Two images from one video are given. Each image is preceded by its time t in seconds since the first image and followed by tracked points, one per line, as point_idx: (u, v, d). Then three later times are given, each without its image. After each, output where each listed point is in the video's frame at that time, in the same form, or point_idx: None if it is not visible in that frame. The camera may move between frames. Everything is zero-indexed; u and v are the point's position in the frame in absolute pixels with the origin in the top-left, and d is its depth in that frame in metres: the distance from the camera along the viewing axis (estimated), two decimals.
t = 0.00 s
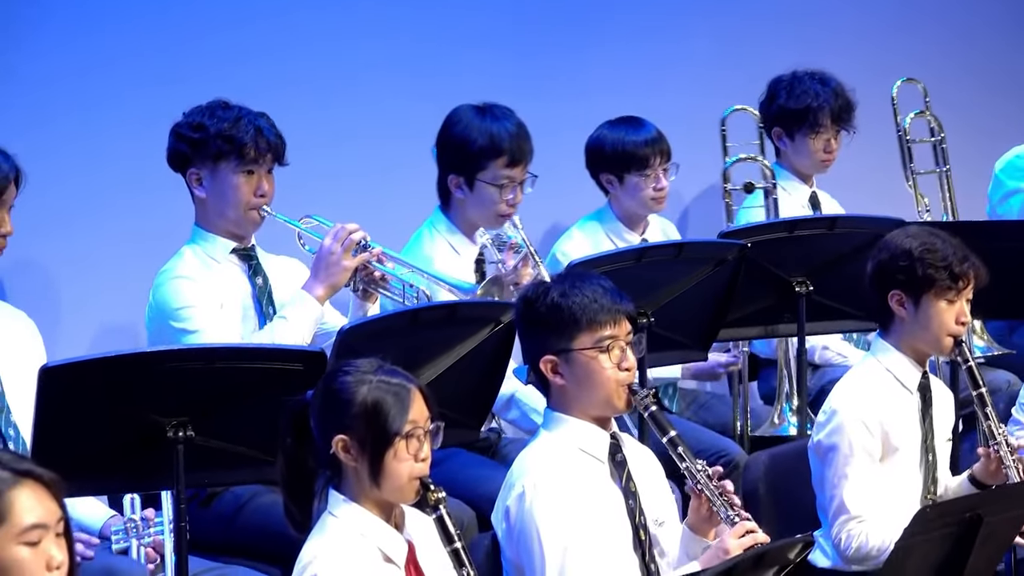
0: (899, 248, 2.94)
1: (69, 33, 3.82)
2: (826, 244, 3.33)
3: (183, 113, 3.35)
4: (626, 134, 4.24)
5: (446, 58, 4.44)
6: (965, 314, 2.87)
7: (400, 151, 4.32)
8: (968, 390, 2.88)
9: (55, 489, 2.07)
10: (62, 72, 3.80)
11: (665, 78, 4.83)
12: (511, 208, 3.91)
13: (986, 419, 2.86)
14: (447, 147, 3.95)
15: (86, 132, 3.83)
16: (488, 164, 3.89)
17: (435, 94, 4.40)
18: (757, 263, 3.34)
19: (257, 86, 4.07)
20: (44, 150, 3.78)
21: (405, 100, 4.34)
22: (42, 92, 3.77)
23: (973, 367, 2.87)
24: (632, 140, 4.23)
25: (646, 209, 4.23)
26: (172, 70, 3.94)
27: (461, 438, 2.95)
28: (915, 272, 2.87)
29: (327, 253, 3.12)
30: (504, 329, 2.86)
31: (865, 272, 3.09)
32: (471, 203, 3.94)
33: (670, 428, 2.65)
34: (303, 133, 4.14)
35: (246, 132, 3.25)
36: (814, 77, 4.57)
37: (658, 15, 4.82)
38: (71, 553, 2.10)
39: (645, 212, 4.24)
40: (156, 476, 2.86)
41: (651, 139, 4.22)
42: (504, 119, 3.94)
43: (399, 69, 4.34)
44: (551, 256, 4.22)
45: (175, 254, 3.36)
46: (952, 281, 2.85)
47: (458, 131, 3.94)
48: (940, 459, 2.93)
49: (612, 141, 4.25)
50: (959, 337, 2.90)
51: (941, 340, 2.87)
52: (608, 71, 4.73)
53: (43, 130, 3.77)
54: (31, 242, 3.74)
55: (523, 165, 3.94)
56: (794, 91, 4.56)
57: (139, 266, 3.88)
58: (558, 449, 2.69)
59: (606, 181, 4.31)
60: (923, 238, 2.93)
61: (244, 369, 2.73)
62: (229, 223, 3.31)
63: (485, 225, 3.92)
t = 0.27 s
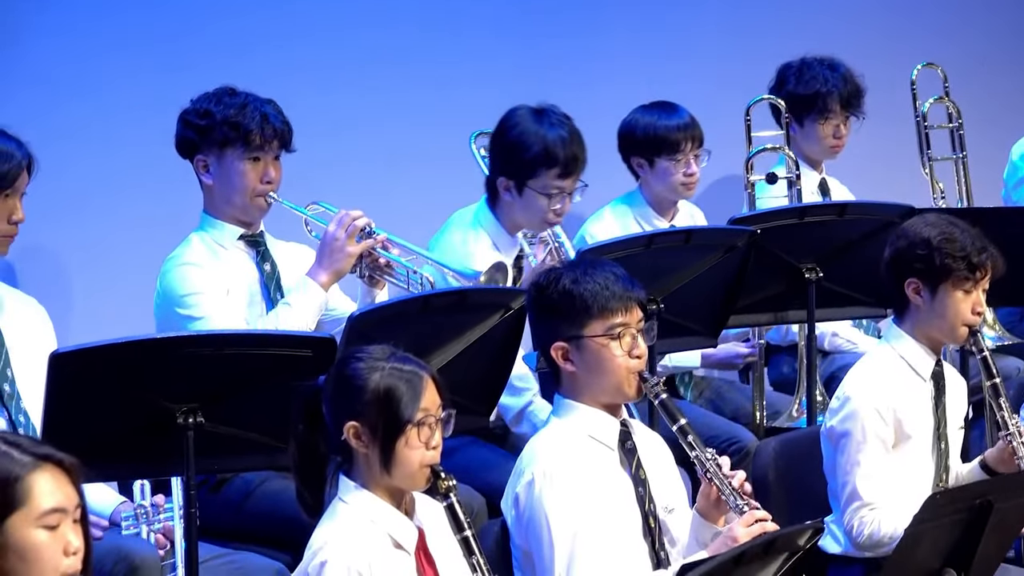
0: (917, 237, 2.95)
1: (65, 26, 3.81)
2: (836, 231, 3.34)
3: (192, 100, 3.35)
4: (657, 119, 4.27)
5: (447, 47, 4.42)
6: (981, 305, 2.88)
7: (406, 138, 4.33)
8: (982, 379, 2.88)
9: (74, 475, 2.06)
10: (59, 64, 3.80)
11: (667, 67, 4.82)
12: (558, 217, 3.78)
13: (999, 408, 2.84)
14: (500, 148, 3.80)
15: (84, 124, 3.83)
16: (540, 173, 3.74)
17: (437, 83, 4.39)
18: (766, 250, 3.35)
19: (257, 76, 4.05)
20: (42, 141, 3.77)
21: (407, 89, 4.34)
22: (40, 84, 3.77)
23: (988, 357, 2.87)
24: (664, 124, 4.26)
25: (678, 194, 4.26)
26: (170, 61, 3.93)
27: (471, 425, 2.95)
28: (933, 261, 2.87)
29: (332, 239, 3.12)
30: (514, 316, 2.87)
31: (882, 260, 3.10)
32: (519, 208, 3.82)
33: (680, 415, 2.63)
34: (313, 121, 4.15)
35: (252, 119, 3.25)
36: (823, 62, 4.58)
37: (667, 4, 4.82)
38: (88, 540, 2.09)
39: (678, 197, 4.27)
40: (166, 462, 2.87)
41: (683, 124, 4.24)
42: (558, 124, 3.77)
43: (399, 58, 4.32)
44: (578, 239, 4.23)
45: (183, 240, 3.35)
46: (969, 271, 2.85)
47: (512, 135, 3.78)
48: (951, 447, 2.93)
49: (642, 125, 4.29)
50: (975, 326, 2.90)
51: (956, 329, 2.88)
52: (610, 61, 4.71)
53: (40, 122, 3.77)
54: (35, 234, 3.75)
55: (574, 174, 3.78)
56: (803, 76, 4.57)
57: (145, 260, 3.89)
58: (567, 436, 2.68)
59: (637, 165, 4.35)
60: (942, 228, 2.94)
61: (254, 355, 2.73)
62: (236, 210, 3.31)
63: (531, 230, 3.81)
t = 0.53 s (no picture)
0: (923, 223, 2.95)
1: (63, 15, 3.78)
2: (846, 219, 3.34)
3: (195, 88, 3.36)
4: (675, 104, 4.28)
5: (450, 35, 4.40)
6: (989, 289, 2.89)
7: (413, 126, 4.31)
8: (992, 363, 2.86)
9: (82, 455, 2.07)
10: (59, 52, 3.77)
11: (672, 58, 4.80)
12: (577, 205, 3.79)
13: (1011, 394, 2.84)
14: (521, 136, 3.80)
15: (86, 113, 3.80)
16: (563, 163, 3.75)
17: (441, 71, 4.37)
18: (776, 238, 3.35)
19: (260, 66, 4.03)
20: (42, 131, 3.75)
21: (412, 76, 4.31)
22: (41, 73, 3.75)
23: (997, 340, 2.84)
24: (681, 111, 4.26)
25: (692, 178, 4.29)
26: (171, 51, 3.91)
27: (480, 412, 2.95)
28: (940, 247, 2.88)
29: (337, 222, 3.15)
30: (523, 304, 2.87)
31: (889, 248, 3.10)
32: (539, 194, 3.82)
33: (688, 401, 2.64)
34: (321, 110, 4.13)
35: (254, 106, 3.25)
36: (831, 50, 4.63)
37: None
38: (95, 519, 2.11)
39: (691, 181, 4.30)
40: (176, 450, 2.87)
41: (700, 111, 4.25)
42: (582, 113, 3.78)
43: (402, 45, 4.30)
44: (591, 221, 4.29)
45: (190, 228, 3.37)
46: (977, 255, 2.86)
47: (533, 125, 3.79)
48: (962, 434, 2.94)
49: (660, 111, 4.30)
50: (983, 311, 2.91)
51: (965, 314, 2.89)
52: (612, 51, 4.70)
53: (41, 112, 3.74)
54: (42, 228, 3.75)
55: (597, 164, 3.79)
56: (812, 64, 4.61)
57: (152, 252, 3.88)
58: (574, 425, 2.68)
59: (650, 148, 4.36)
60: (948, 213, 2.94)
61: (262, 343, 2.72)
62: (241, 196, 3.32)
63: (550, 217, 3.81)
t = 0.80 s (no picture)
0: (928, 208, 2.96)
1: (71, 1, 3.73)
2: (860, 205, 3.35)
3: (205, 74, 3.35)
4: (672, 88, 4.27)
5: (448, 28, 4.36)
6: (997, 271, 2.90)
7: (414, 120, 4.28)
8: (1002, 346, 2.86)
9: (91, 435, 2.08)
10: (56, 51, 3.70)
11: (670, 54, 4.77)
12: (578, 180, 3.80)
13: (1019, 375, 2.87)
14: (518, 117, 3.82)
15: (85, 113, 3.74)
16: (562, 138, 3.76)
17: (440, 65, 4.34)
18: (789, 224, 3.36)
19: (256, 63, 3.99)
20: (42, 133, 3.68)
21: (410, 70, 4.28)
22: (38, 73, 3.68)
23: (1006, 323, 2.86)
24: (677, 94, 4.26)
25: (686, 161, 4.29)
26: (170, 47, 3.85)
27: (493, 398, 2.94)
28: (946, 231, 2.89)
29: (349, 204, 3.15)
30: (536, 290, 2.86)
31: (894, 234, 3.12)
32: (539, 174, 3.81)
33: (702, 385, 2.63)
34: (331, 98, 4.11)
35: (264, 90, 3.25)
36: (844, 37, 4.66)
37: None
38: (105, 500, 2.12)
39: (686, 165, 4.29)
40: (189, 435, 2.86)
41: (697, 95, 4.25)
42: (574, 88, 3.82)
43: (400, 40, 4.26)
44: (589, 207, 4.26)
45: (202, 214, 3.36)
46: (983, 238, 2.87)
47: (530, 104, 3.81)
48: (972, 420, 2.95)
49: (656, 94, 4.28)
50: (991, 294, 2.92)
51: (973, 297, 2.89)
52: (622, 40, 4.68)
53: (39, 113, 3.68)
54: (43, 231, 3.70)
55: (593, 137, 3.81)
56: (824, 50, 4.63)
57: (159, 251, 3.83)
58: (588, 410, 2.68)
59: (647, 132, 4.36)
60: (952, 197, 2.95)
61: (276, 328, 2.72)
62: (253, 181, 3.32)
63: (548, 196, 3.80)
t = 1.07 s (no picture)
0: (939, 195, 2.96)
1: None
2: (877, 193, 3.35)
3: (218, 63, 3.37)
4: (663, 75, 4.26)
5: (452, 21, 4.34)
6: (1008, 258, 2.90)
7: (422, 112, 4.26)
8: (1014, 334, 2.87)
9: (107, 424, 2.08)
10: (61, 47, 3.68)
11: (675, 46, 4.75)
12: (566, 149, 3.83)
13: None
14: (502, 94, 3.82)
15: (94, 105, 3.72)
16: (551, 108, 3.79)
17: (453, 52, 4.33)
18: (805, 211, 3.36)
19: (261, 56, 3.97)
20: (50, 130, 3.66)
21: (416, 62, 4.26)
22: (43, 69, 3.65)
23: (1017, 311, 2.87)
24: (669, 81, 4.25)
25: (678, 148, 4.27)
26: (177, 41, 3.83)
27: (510, 385, 2.94)
28: (957, 218, 2.89)
29: (366, 189, 3.15)
30: (552, 276, 2.86)
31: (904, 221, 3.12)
32: (529, 147, 3.83)
33: (719, 374, 2.62)
34: (346, 86, 4.10)
35: (278, 78, 3.25)
36: (862, 23, 4.64)
37: None
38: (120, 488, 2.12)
39: (678, 151, 4.28)
40: (206, 422, 2.86)
41: (689, 82, 4.25)
42: (555, 59, 3.85)
43: (404, 33, 4.24)
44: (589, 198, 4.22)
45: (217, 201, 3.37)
46: (994, 225, 2.87)
47: (515, 81, 3.81)
48: (985, 406, 2.95)
49: (648, 81, 4.27)
50: (1002, 281, 2.91)
51: (984, 284, 2.89)
52: (634, 28, 4.67)
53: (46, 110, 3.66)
54: (52, 229, 3.68)
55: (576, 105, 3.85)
56: (841, 38, 4.62)
57: (172, 243, 3.81)
58: (605, 397, 2.68)
59: (639, 118, 4.34)
60: (963, 183, 2.96)
61: (293, 316, 2.72)
62: (268, 168, 3.32)
63: (540, 167, 3.82)
